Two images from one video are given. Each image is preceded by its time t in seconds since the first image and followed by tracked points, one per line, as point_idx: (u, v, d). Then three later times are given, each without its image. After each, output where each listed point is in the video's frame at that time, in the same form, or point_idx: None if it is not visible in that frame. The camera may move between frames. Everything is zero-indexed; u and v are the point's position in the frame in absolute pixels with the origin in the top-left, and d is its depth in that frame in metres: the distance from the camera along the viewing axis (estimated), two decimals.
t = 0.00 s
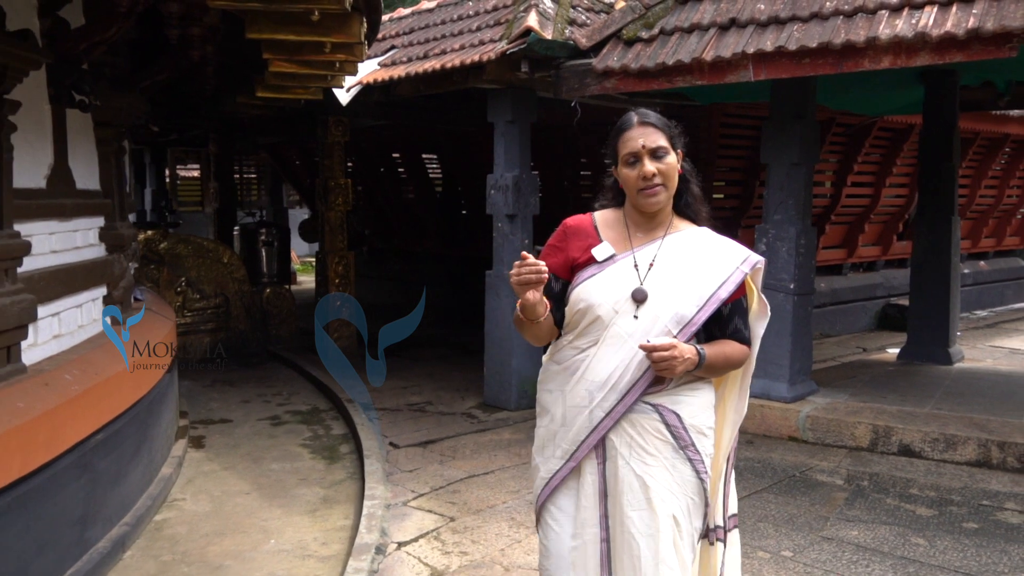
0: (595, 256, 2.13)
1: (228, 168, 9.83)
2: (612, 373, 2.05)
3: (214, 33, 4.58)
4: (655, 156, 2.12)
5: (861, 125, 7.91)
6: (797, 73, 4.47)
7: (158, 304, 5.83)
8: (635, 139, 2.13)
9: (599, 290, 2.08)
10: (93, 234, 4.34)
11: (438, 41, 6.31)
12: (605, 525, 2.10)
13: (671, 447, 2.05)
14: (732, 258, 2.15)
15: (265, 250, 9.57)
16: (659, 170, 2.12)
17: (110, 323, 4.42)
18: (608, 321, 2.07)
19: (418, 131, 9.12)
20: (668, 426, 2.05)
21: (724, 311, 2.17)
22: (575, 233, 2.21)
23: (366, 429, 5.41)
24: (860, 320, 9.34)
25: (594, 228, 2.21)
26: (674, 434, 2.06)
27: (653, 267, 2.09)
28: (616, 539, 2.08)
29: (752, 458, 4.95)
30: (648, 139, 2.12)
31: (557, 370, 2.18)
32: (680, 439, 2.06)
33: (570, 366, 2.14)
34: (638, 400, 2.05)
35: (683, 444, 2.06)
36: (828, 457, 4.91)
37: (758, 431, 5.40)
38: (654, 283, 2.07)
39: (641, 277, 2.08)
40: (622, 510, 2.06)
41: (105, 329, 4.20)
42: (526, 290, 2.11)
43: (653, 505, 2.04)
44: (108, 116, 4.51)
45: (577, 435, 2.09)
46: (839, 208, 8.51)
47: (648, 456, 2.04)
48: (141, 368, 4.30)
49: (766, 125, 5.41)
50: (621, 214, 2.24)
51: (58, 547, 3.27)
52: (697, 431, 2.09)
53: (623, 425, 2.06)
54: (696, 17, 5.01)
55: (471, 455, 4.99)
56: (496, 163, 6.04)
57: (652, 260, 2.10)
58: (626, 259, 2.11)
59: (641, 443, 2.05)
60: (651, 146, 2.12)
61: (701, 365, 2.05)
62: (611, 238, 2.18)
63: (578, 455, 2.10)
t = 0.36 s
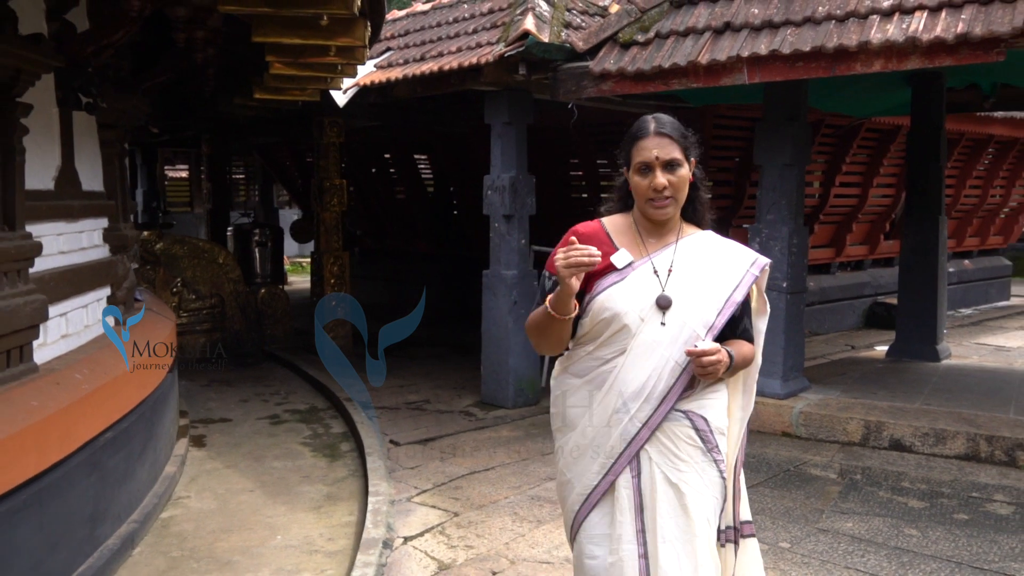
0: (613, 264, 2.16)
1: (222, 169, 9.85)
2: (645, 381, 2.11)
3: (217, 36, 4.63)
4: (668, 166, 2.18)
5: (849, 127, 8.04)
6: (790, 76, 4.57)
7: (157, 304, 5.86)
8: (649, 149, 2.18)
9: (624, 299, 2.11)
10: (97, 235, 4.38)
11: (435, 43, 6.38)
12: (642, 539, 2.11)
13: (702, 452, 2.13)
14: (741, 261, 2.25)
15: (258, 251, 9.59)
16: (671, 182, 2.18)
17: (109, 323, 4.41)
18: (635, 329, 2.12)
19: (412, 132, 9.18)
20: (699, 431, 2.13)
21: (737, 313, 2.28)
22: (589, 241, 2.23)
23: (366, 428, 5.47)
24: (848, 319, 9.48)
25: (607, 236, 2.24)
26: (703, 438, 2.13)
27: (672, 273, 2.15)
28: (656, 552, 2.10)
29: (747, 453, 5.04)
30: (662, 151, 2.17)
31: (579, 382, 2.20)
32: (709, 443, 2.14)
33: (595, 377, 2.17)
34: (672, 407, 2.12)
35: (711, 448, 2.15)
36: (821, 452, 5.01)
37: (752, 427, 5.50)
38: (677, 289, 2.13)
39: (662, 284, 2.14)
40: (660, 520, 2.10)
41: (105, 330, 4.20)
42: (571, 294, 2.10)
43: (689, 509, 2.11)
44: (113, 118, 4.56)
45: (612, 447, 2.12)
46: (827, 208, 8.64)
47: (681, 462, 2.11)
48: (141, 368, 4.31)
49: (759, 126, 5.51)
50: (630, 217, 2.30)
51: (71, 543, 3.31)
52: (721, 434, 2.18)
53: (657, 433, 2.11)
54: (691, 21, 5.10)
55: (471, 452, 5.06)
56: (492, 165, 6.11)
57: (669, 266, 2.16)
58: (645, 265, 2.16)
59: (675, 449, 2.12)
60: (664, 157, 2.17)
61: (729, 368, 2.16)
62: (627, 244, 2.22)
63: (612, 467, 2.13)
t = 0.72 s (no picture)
0: (612, 264, 2.19)
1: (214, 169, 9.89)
2: (648, 385, 2.14)
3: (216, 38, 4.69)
4: (660, 150, 2.23)
5: (836, 128, 8.17)
6: (779, 79, 4.66)
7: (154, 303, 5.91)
8: (641, 132, 2.25)
9: (626, 300, 2.14)
10: (98, 236, 4.42)
11: (429, 46, 6.46)
12: (643, 543, 2.17)
13: (699, 459, 2.18)
14: (738, 254, 2.31)
15: (250, 251, 9.63)
16: (661, 167, 2.22)
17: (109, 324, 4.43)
18: (637, 331, 2.14)
19: (403, 132, 9.25)
20: (699, 438, 2.17)
21: (734, 309, 2.35)
22: (584, 241, 2.26)
23: (363, 425, 5.54)
24: (834, 317, 9.62)
25: (602, 235, 2.28)
26: (702, 445, 2.18)
27: (670, 270, 2.19)
28: (658, 556, 2.16)
29: (738, 449, 5.15)
30: (654, 133, 2.24)
31: (580, 384, 2.21)
32: (707, 449, 2.19)
33: (597, 379, 2.19)
34: (673, 412, 2.16)
35: (709, 453, 2.20)
36: (810, 447, 5.12)
37: (742, 423, 5.61)
38: (676, 286, 2.17)
39: (661, 282, 2.18)
40: (661, 525, 2.16)
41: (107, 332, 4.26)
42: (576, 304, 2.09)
43: (687, 515, 2.17)
44: (113, 120, 4.61)
45: (615, 452, 2.15)
46: (814, 208, 8.77)
47: (681, 469, 2.16)
48: (142, 367, 4.35)
49: (749, 128, 5.62)
50: (624, 216, 2.34)
51: (79, 538, 3.37)
52: (718, 439, 2.24)
53: (659, 440, 2.15)
54: (682, 25, 5.21)
55: (467, 449, 5.14)
56: (486, 166, 6.20)
57: (667, 263, 2.20)
58: (643, 264, 2.19)
59: (676, 456, 2.16)
60: (657, 140, 2.23)
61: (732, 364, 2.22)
62: (623, 243, 2.26)
63: (615, 473, 2.17)
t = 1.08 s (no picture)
0: (597, 255, 2.20)
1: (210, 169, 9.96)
2: (635, 377, 2.12)
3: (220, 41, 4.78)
4: (652, 143, 2.24)
5: (825, 129, 8.31)
6: (771, 82, 4.77)
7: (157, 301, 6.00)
8: (640, 122, 2.27)
9: (611, 289, 2.14)
10: (105, 234, 4.51)
11: (427, 48, 6.56)
12: (632, 538, 2.11)
13: (692, 456, 2.14)
14: (728, 245, 2.31)
15: (247, 250, 9.71)
16: (648, 157, 2.24)
17: (110, 323, 4.39)
18: (624, 322, 2.13)
19: (399, 133, 9.35)
20: (691, 434, 2.14)
21: (726, 300, 2.33)
22: (570, 234, 2.27)
23: (363, 421, 5.64)
24: (824, 316, 9.76)
25: (588, 228, 2.28)
26: (696, 441, 2.14)
27: (656, 260, 2.20)
28: (646, 552, 2.11)
29: (731, 443, 5.27)
30: (650, 126, 2.25)
31: (571, 377, 2.19)
32: (701, 447, 2.15)
33: (587, 372, 2.17)
34: (662, 405, 2.13)
35: (703, 452, 2.16)
36: (801, 441, 5.25)
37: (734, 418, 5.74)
38: (662, 275, 2.17)
39: (647, 272, 2.18)
40: (650, 520, 2.11)
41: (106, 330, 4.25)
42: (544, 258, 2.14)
43: (677, 512, 2.12)
44: (119, 121, 4.69)
45: (604, 446, 2.12)
46: (805, 208, 8.91)
47: (672, 465, 2.12)
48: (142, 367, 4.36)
49: (741, 130, 5.74)
50: (613, 208, 2.36)
51: (92, 528, 3.45)
52: (713, 438, 2.20)
53: (650, 433, 2.12)
54: (676, 29, 5.33)
55: (465, 443, 5.25)
56: (483, 166, 6.31)
57: (653, 253, 2.21)
58: (629, 254, 2.20)
59: (667, 450, 2.12)
60: (651, 133, 2.24)
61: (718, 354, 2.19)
62: (608, 233, 2.28)
63: (605, 465, 2.12)
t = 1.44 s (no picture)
0: (600, 259, 2.11)
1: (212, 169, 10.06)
2: (633, 373, 2.08)
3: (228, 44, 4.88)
4: (656, 145, 2.19)
5: (820, 130, 8.43)
6: (767, 85, 4.91)
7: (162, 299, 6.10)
8: (645, 122, 2.21)
9: (610, 292, 2.08)
10: (116, 233, 4.59)
11: (428, 50, 6.67)
12: (630, 531, 2.09)
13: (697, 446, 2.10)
14: (728, 246, 2.23)
15: (249, 249, 9.82)
16: (650, 158, 2.18)
17: (109, 325, 4.27)
18: (623, 323, 2.08)
19: (399, 133, 9.45)
20: (691, 426, 2.09)
21: (725, 300, 2.29)
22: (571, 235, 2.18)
23: (367, 417, 5.75)
24: (819, 315, 9.88)
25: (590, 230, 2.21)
26: (697, 433, 2.10)
27: (657, 263, 2.12)
28: (645, 544, 2.07)
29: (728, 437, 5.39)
30: (655, 126, 2.20)
31: (570, 374, 2.16)
32: (704, 437, 2.11)
33: (586, 368, 2.13)
34: (660, 400, 2.08)
35: (708, 441, 2.12)
36: (796, 435, 5.37)
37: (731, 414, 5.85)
38: (662, 279, 2.10)
39: (646, 275, 2.11)
40: (650, 513, 2.07)
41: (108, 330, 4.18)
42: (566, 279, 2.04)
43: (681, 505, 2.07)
44: (128, 122, 4.79)
45: (600, 442, 2.09)
46: (800, 207, 9.03)
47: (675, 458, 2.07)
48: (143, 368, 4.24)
49: (738, 131, 5.86)
50: (615, 208, 2.30)
51: (108, 518, 3.54)
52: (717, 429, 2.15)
53: (647, 427, 2.07)
54: (674, 32, 5.44)
55: (468, 438, 5.36)
56: (484, 166, 6.42)
57: (654, 256, 2.13)
58: (629, 258, 2.12)
59: (667, 443, 2.07)
60: (656, 134, 2.19)
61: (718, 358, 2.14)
62: (610, 236, 2.20)
63: (603, 459, 2.10)
